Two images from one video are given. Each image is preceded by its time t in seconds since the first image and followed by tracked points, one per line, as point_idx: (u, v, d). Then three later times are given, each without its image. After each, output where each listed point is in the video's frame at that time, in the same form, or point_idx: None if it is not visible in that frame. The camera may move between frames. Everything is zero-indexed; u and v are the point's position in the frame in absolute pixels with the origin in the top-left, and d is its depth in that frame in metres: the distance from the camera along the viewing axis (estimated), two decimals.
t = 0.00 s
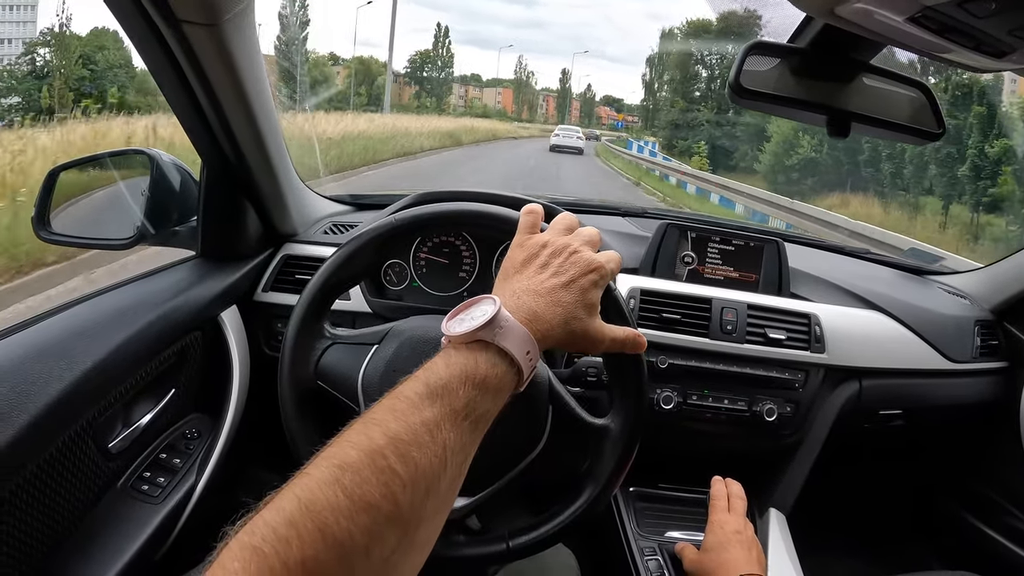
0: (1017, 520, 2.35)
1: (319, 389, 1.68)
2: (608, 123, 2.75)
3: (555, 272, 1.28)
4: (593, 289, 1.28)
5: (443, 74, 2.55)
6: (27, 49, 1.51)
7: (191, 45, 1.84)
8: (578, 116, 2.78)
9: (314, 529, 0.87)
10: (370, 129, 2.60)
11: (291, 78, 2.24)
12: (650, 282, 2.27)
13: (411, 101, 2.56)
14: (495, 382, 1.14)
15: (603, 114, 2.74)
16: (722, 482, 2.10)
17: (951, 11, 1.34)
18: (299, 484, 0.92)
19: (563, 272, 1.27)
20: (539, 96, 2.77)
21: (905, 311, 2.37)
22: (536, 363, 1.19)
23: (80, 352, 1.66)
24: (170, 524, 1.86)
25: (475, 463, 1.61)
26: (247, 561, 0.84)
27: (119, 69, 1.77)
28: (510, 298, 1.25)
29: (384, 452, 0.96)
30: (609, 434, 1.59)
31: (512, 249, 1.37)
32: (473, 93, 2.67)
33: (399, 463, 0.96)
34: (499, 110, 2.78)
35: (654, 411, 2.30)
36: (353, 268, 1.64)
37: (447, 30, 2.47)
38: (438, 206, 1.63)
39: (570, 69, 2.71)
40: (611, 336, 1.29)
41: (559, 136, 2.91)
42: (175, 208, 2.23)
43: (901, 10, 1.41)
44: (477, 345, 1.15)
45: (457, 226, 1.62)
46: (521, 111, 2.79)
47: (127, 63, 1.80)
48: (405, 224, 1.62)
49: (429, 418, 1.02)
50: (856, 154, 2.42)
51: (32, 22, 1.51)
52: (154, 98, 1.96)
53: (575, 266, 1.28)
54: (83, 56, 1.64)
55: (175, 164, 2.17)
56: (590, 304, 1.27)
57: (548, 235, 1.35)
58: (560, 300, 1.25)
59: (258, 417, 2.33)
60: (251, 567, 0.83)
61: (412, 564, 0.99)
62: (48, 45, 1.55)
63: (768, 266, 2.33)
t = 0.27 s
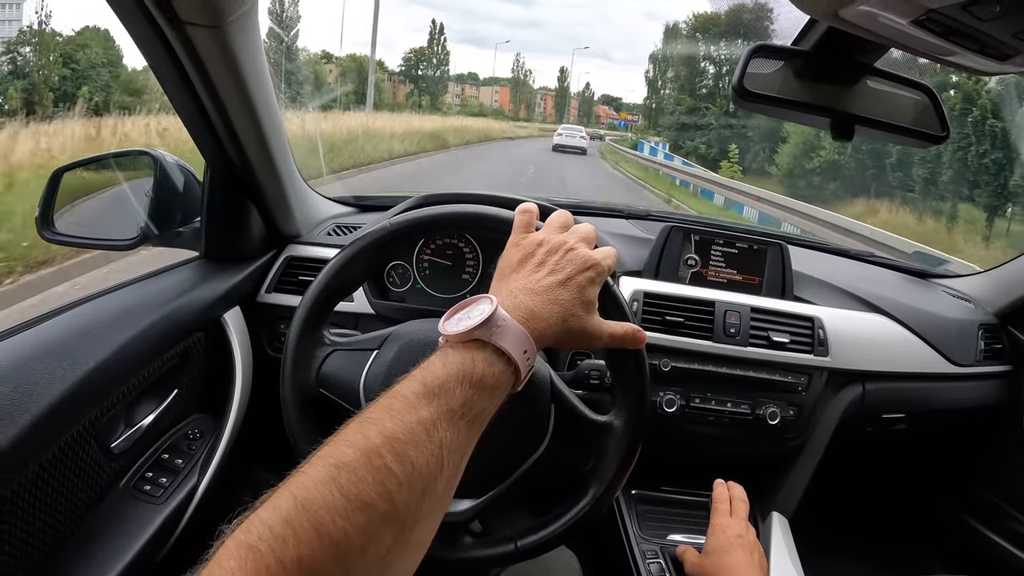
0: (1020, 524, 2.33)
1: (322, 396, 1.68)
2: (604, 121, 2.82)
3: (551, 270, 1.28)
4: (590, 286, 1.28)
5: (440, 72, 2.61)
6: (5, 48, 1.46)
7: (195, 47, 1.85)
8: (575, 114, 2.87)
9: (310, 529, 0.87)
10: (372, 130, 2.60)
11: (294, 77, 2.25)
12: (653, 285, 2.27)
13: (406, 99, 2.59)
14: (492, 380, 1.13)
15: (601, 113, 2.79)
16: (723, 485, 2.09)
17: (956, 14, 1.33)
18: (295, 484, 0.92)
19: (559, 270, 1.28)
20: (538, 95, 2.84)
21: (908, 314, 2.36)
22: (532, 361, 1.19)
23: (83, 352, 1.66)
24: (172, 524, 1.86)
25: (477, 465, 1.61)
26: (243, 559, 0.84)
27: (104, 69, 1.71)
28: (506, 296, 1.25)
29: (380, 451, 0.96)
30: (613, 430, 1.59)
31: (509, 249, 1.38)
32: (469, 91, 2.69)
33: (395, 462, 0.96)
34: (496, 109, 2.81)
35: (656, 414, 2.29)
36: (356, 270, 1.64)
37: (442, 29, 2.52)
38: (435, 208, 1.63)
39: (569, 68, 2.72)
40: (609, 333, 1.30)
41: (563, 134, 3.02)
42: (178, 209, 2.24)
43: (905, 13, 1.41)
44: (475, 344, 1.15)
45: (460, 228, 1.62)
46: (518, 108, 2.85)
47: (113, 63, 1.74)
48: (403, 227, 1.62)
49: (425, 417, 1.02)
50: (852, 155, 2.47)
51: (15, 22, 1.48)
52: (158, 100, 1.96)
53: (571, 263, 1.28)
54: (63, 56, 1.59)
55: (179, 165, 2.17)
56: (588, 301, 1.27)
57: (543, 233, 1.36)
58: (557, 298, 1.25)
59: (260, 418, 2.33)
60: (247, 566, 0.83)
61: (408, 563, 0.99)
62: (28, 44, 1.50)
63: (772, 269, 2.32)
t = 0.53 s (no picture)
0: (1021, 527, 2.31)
1: (323, 398, 1.67)
2: (603, 121, 2.72)
3: (551, 269, 1.27)
4: (591, 285, 1.27)
5: (435, 71, 2.48)
6: None
7: (195, 45, 1.84)
8: (574, 113, 2.75)
9: (308, 530, 0.86)
10: (376, 130, 2.59)
11: (297, 78, 2.25)
12: (656, 285, 2.26)
13: (400, 98, 2.49)
14: (493, 380, 1.13)
15: (602, 112, 2.69)
16: (725, 486, 2.08)
17: (961, 11, 1.32)
18: (293, 485, 0.91)
19: (560, 269, 1.27)
20: (536, 94, 2.69)
21: (912, 315, 2.35)
22: (533, 360, 1.18)
23: (82, 350, 1.65)
24: (171, 523, 1.85)
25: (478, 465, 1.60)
26: (240, 560, 0.83)
27: (84, 68, 1.64)
28: (507, 295, 1.25)
29: (379, 452, 0.95)
30: (614, 430, 1.58)
31: (509, 248, 1.37)
32: (465, 91, 2.59)
33: (394, 463, 0.95)
34: (491, 107, 2.69)
35: (658, 414, 2.28)
36: (357, 269, 1.63)
37: (437, 25, 2.39)
38: (434, 207, 1.62)
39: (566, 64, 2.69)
40: (610, 332, 1.29)
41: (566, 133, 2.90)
42: (179, 208, 2.24)
43: (909, 10, 1.40)
44: (475, 344, 1.14)
45: (461, 227, 1.61)
46: (515, 107, 2.71)
47: (93, 61, 1.67)
48: (401, 227, 1.61)
49: (425, 417, 1.01)
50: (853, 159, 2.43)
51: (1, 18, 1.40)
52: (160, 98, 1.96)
53: (572, 262, 1.27)
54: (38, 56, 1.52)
55: (180, 164, 2.18)
56: (589, 300, 1.27)
57: (544, 232, 1.35)
58: (558, 297, 1.24)
59: (260, 417, 2.33)
60: (244, 567, 0.82)
61: (408, 564, 0.97)
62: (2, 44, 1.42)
63: (775, 270, 2.31)
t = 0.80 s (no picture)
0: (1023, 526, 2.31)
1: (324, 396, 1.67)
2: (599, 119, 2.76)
3: (553, 266, 1.27)
4: (593, 283, 1.26)
5: (426, 70, 2.46)
6: None
7: (196, 42, 1.84)
8: (570, 110, 2.76)
9: (309, 529, 0.86)
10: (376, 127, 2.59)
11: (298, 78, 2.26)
12: (657, 283, 2.26)
13: (390, 96, 2.46)
14: (494, 379, 1.12)
15: (597, 109, 2.73)
16: (727, 484, 2.08)
17: (965, 9, 1.32)
18: (295, 484, 0.90)
19: (562, 266, 1.27)
20: (532, 91, 2.70)
21: (914, 314, 2.35)
22: (535, 358, 1.18)
23: (82, 349, 1.65)
24: (173, 521, 1.85)
25: (480, 464, 1.59)
26: (241, 560, 0.83)
27: (63, 67, 1.56)
28: (509, 293, 1.24)
29: (381, 451, 0.94)
30: (617, 429, 1.58)
31: (511, 246, 1.37)
32: (460, 88, 2.59)
33: (396, 462, 0.94)
34: (486, 104, 2.71)
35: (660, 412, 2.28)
36: (357, 267, 1.63)
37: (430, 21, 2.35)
38: (434, 205, 1.62)
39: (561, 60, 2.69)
40: (612, 330, 1.28)
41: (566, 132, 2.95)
42: (180, 207, 2.23)
43: (912, 8, 1.40)
44: (476, 342, 1.14)
45: (459, 224, 1.61)
46: (511, 105, 2.74)
47: (73, 59, 1.59)
48: (401, 226, 1.60)
49: (427, 416, 1.00)
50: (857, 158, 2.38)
51: None
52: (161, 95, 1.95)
53: (574, 259, 1.27)
54: (15, 54, 1.44)
55: (182, 162, 2.17)
56: (591, 298, 1.26)
57: (546, 230, 1.35)
58: (560, 295, 1.23)
59: (261, 415, 2.32)
60: (245, 567, 0.82)
61: (409, 564, 0.97)
62: None
63: (777, 268, 2.31)
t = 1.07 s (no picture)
0: None
1: (328, 395, 1.67)
2: (596, 116, 2.68)
3: (556, 266, 1.28)
4: (596, 282, 1.27)
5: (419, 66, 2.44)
6: None
7: (200, 42, 1.85)
8: (566, 108, 2.68)
9: (316, 527, 0.86)
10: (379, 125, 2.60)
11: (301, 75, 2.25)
12: (659, 282, 2.26)
13: (383, 93, 2.44)
14: (499, 378, 1.13)
15: (593, 107, 2.65)
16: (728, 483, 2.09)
17: (968, 10, 1.32)
18: (300, 482, 0.91)
19: (565, 266, 1.27)
20: (527, 89, 2.65)
21: (915, 314, 2.36)
22: (539, 357, 1.18)
23: (85, 347, 1.65)
24: (176, 520, 1.86)
25: (482, 463, 1.60)
26: (248, 557, 0.83)
27: (40, 66, 1.51)
28: (513, 292, 1.25)
29: (386, 449, 0.95)
30: (619, 427, 1.59)
31: (515, 245, 1.37)
32: (453, 86, 2.55)
33: (402, 460, 0.95)
34: (481, 102, 2.64)
35: (661, 411, 2.29)
36: (360, 266, 1.63)
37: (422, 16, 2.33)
38: (436, 205, 1.63)
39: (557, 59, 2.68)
40: (615, 329, 1.29)
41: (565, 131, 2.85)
42: (182, 206, 2.24)
43: (914, 9, 1.40)
44: (480, 341, 1.15)
45: (462, 224, 1.61)
46: (505, 102, 2.67)
47: (52, 59, 1.54)
48: (404, 225, 1.61)
49: (432, 414, 1.01)
50: (854, 158, 2.39)
51: None
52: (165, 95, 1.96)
53: (577, 259, 1.27)
54: None
55: (184, 161, 2.18)
56: (594, 297, 1.27)
57: (549, 229, 1.35)
58: (563, 294, 1.24)
59: (264, 413, 2.33)
60: (252, 564, 0.82)
61: (414, 562, 0.98)
62: None
63: (778, 267, 2.31)
